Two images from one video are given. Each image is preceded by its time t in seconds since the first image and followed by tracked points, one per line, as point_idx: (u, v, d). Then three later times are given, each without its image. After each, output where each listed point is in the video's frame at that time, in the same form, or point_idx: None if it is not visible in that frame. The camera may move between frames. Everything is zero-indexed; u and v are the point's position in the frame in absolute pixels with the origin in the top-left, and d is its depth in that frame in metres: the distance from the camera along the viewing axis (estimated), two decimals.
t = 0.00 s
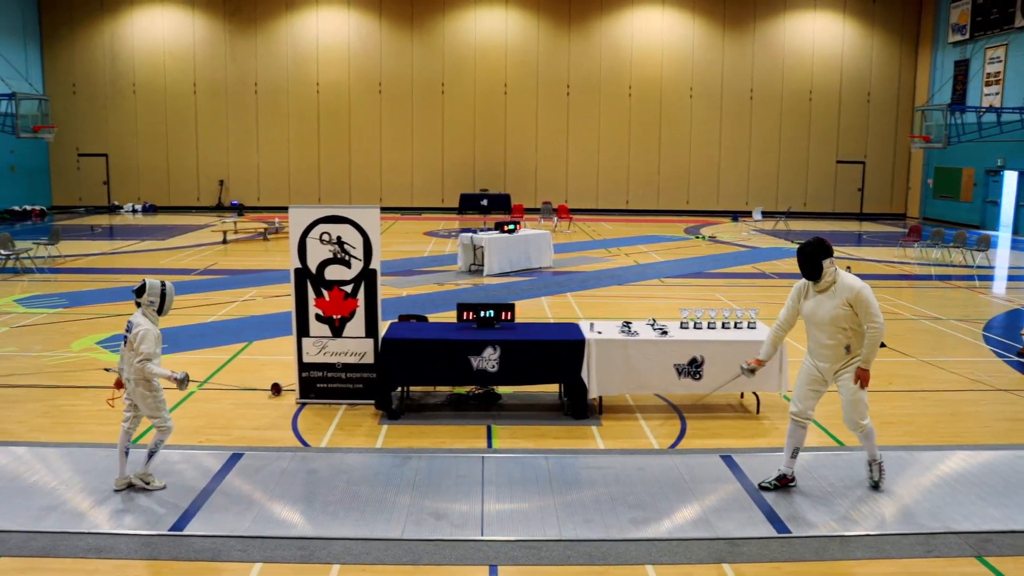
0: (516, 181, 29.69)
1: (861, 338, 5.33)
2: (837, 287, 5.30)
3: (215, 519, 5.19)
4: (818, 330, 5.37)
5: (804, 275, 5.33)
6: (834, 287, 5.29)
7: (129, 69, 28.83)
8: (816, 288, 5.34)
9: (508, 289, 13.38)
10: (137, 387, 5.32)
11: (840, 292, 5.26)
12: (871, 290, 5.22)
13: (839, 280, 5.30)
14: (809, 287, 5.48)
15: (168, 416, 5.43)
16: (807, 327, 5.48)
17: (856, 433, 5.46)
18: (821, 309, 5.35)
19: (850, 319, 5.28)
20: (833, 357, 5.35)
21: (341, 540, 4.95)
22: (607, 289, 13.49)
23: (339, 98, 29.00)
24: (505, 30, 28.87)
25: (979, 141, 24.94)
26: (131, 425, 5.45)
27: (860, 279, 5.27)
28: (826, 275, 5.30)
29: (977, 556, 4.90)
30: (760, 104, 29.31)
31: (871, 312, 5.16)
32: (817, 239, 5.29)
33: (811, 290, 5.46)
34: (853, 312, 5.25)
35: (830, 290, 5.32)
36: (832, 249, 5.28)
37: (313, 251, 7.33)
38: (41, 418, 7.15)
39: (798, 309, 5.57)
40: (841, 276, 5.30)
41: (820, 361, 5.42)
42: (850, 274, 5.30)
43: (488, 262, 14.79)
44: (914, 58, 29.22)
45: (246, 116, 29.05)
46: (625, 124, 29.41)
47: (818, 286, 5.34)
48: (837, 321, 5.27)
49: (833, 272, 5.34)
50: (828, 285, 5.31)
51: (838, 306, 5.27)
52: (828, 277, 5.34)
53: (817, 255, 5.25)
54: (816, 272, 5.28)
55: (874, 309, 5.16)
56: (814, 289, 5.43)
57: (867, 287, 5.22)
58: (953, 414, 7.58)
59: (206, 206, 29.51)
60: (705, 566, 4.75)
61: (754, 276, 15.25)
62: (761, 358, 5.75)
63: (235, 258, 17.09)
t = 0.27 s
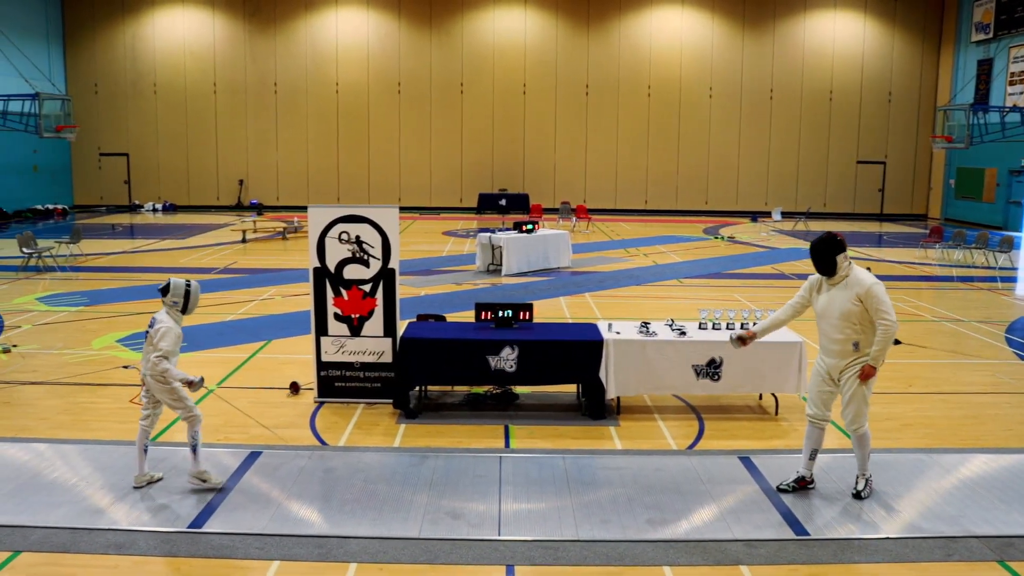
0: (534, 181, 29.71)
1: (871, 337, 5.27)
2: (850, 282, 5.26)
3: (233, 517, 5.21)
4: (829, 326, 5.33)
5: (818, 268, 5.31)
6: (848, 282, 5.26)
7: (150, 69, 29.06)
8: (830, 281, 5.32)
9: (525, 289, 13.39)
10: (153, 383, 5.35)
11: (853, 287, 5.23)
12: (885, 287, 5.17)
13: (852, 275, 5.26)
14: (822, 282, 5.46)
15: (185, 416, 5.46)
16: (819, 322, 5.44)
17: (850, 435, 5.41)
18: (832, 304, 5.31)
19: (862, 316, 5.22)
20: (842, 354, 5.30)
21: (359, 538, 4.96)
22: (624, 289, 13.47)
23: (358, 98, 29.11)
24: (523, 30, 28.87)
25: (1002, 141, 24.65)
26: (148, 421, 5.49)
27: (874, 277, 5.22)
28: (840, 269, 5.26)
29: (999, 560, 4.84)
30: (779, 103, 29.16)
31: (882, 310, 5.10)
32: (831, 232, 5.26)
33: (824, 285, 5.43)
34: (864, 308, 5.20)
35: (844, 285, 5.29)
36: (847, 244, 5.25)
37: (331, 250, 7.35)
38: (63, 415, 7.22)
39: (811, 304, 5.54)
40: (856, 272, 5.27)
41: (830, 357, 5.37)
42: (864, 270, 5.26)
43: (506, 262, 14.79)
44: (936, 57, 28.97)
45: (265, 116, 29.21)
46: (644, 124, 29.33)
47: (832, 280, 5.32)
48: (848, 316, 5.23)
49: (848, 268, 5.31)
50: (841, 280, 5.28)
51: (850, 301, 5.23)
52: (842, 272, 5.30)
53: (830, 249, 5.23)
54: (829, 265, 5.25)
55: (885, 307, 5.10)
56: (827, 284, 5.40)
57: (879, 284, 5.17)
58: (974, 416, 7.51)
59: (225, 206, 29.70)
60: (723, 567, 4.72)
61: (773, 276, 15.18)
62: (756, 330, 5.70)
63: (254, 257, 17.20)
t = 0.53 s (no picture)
0: (544, 181, 29.71)
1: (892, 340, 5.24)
2: (875, 284, 5.24)
3: (243, 516, 5.23)
4: (849, 326, 5.31)
5: (842, 267, 5.29)
6: (872, 283, 5.23)
7: (161, 69, 29.17)
8: (854, 281, 5.29)
9: (535, 288, 13.40)
10: (180, 385, 5.38)
11: (876, 289, 5.21)
12: (910, 291, 5.13)
13: (877, 277, 5.24)
14: (846, 282, 5.44)
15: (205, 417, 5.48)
16: (841, 322, 5.42)
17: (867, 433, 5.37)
18: (855, 304, 5.29)
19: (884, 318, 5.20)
20: (861, 355, 5.27)
21: (368, 538, 4.97)
22: (634, 289, 13.46)
23: (368, 97, 29.16)
24: (533, 30, 28.87)
25: (1015, 141, 24.50)
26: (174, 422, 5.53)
27: (900, 280, 5.19)
28: (865, 271, 5.24)
29: (1011, 562, 4.81)
30: (790, 103, 29.07)
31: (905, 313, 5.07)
32: (860, 232, 5.24)
33: (848, 285, 5.41)
34: (887, 311, 5.18)
35: (868, 286, 5.26)
36: (875, 245, 5.22)
37: (342, 249, 7.37)
38: (75, 413, 7.26)
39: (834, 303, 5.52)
40: (881, 274, 5.23)
41: (848, 357, 5.35)
42: (889, 273, 5.23)
43: (516, 262, 14.79)
44: (948, 57, 28.82)
45: (276, 116, 29.30)
46: (654, 124, 29.29)
47: (856, 280, 5.29)
48: (870, 318, 5.20)
49: (874, 270, 5.28)
50: (865, 281, 5.26)
51: (873, 303, 5.21)
52: (867, 273, 5.27)
53: (857, 248, 5.20)
54: (853, 265, 5.23)
55: (908, 311, 5.07)
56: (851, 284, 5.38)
57: (903, 288, 5.14)
58: (986, 417, 7.48)
59: (236, 205, 29.81)
60: (732, 568, 4.71)
61: (783, 276, 15.15)
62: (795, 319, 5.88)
63: (264, 257, 17.25)
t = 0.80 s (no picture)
0: (546, 181, 29.72)
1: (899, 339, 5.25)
2: (883, 283, 5.25)
3: (244, 516, 5.23)
4: (856, 323, 5.31)
5: (853, 264, 5.30)
6: (882, 282, 5.24)
7: (163, 69, 29.20)
8: (864, 279, 5.30)
9: (537, 288, 13.39)
10: (199, 388, 5.42)
11: (885, 287, 5.22)
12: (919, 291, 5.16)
13: (886, 276, 5.25)
14: (854, 279, 5.45)
15: (228, 412, 5.52)
16: (846, 319, 5.42)
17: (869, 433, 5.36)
18: (863, 301, 5.30)
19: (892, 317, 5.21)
20: (865, 353, 5.25)
21: (369, 538, 4.97)
22: (636, 289, 13.46)
23: (371, 97, 29.16)
24: (535, 29, 28.87)
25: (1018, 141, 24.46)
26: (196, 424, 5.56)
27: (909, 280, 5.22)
28: (875, 268, 5.25)
29: (1013, 562, 4.80)
30: (792, 103, 29.05)
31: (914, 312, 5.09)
32: (872, 231, 5.27)
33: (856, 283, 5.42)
34: (896, 309, 5.19)
35: (877, 284, 5.27)
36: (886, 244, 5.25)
37: (344, 249, 7.37)
38: (76, 413, 7.27)
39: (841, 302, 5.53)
40: (891, 273, 5.25)
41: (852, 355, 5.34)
42: (898, 273, 5.26)
43: (518, 262, 14.79)
44: (951, 57, 28.79)
45: (278, 115, 29.32)
46: (656, 124, 29.27)
47: (866, 278, 5.30)
48: (878, 315, 5.21)
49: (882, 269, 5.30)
50: (874, 279, 5.27)
51: (882, 300, 5.22)
52: (876, 271, 5.29)
53: (869, 246, 5.23)
54: (864, 262, 5.24)
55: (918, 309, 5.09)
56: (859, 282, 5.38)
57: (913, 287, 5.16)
58: (989, 417, 7.47)
59: (238, 205, 29.83)
60: (733, 568, 4.71)
61: (786, 276, 15.14)
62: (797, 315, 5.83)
63: (266, 257, 17.26)
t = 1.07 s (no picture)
0: (545, 180, 29.73)
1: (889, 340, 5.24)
2: (874, 284, 5.24)
3: (242, 515, 5.23)
4: (846, 323, 5.29)
5: (845, 264, 5.28)
6: (873, 282, 5.23)
7: (162, 69, 29.18)
8: (855, 279, 5.28)
9: (536, 288, 13.39)
10: (202, 389, 5.42)
11: (877, 288, 5.21)
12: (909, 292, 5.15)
13: (878, 276, 5.24)
14: (845, 279, 5.43)
15: (234, 410, 5.53)
16: (836, 319, 5.40)
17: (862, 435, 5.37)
18: (853, 301, 5.28)
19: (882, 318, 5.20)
20: (855, 354, 5.24)
21: (368, 537, 4.97)
22: (635, 289, 13.46)
23: (369, 97, 29.15)
24: (534, 29, 28.88)
25: (1017, 141, 24.47)
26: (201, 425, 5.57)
27: (899, 281, 5.22)
28: (866, 269, 5.24)
29: (1012, 562, 4.81)
30: (791, 103, 29.06)
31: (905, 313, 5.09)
32: (865, 231, 5.24)
33: (847, 283, 5.40)
34: (886, 310, 5.18)
35: (868, 285, 5.25)
36: (879, 245, 5.23)
37: (343, 249, 7.37)
38: (74, 412, 7.26)
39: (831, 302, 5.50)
40: (882, 274, 5.24)
41: (841, 356, 5.33)
42: (890, 274, 5.25)
43: (517, 261, 14.78)
44: (949, 56, 28.81)
45: (277, 115, 29.31)
46: (655, 123, 29.28)
47: (857, 277, 5.28)
48: (868, 316, 5.20)
49: (874, 270, 5.29)
50: (865, 279, 5.26)
51: (872, 301, 5.20)
52: (868, 272, 5.27)
53: (862, 246, 5.21)
54: (856, 262, 5.22)
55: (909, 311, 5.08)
56: (850, 282, 5.37)
57: (904, 288, 5.16)
58: (987, 417, 7.47)
59: (237, 204, 29.82)
60: (732, 568, 4.71)
61: (785, 276, 15.14)
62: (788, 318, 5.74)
63: (265, 256, 17.26)
